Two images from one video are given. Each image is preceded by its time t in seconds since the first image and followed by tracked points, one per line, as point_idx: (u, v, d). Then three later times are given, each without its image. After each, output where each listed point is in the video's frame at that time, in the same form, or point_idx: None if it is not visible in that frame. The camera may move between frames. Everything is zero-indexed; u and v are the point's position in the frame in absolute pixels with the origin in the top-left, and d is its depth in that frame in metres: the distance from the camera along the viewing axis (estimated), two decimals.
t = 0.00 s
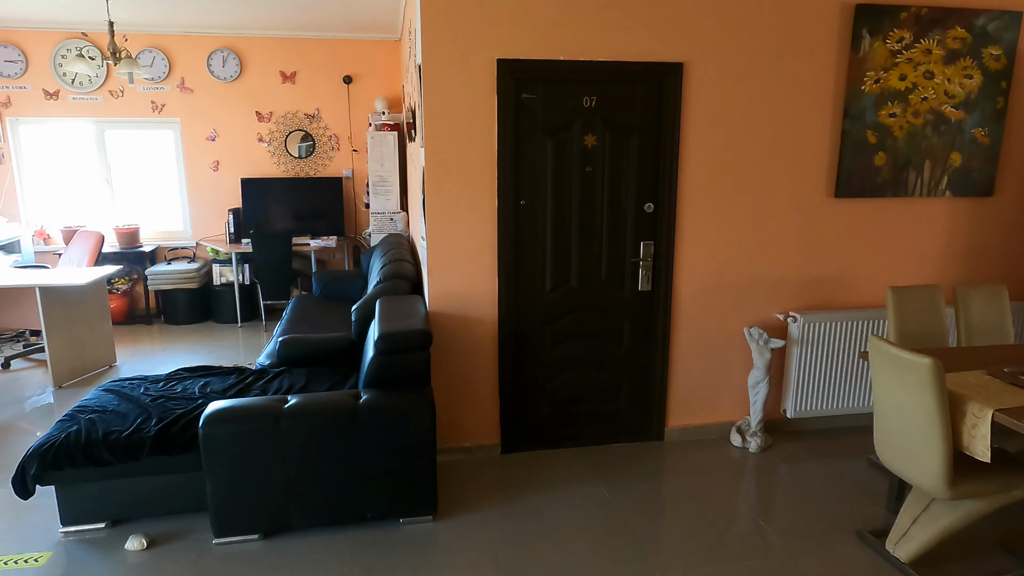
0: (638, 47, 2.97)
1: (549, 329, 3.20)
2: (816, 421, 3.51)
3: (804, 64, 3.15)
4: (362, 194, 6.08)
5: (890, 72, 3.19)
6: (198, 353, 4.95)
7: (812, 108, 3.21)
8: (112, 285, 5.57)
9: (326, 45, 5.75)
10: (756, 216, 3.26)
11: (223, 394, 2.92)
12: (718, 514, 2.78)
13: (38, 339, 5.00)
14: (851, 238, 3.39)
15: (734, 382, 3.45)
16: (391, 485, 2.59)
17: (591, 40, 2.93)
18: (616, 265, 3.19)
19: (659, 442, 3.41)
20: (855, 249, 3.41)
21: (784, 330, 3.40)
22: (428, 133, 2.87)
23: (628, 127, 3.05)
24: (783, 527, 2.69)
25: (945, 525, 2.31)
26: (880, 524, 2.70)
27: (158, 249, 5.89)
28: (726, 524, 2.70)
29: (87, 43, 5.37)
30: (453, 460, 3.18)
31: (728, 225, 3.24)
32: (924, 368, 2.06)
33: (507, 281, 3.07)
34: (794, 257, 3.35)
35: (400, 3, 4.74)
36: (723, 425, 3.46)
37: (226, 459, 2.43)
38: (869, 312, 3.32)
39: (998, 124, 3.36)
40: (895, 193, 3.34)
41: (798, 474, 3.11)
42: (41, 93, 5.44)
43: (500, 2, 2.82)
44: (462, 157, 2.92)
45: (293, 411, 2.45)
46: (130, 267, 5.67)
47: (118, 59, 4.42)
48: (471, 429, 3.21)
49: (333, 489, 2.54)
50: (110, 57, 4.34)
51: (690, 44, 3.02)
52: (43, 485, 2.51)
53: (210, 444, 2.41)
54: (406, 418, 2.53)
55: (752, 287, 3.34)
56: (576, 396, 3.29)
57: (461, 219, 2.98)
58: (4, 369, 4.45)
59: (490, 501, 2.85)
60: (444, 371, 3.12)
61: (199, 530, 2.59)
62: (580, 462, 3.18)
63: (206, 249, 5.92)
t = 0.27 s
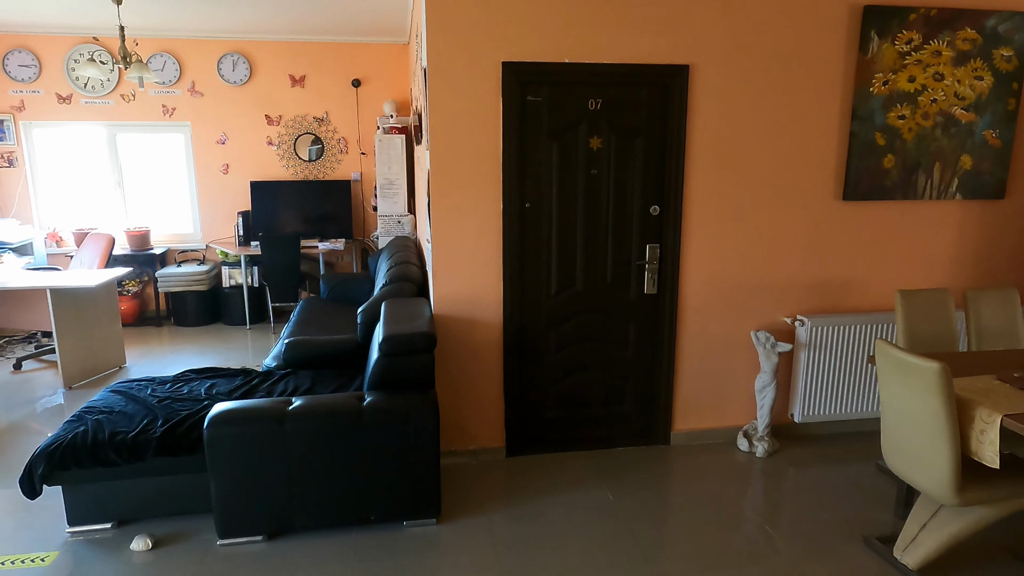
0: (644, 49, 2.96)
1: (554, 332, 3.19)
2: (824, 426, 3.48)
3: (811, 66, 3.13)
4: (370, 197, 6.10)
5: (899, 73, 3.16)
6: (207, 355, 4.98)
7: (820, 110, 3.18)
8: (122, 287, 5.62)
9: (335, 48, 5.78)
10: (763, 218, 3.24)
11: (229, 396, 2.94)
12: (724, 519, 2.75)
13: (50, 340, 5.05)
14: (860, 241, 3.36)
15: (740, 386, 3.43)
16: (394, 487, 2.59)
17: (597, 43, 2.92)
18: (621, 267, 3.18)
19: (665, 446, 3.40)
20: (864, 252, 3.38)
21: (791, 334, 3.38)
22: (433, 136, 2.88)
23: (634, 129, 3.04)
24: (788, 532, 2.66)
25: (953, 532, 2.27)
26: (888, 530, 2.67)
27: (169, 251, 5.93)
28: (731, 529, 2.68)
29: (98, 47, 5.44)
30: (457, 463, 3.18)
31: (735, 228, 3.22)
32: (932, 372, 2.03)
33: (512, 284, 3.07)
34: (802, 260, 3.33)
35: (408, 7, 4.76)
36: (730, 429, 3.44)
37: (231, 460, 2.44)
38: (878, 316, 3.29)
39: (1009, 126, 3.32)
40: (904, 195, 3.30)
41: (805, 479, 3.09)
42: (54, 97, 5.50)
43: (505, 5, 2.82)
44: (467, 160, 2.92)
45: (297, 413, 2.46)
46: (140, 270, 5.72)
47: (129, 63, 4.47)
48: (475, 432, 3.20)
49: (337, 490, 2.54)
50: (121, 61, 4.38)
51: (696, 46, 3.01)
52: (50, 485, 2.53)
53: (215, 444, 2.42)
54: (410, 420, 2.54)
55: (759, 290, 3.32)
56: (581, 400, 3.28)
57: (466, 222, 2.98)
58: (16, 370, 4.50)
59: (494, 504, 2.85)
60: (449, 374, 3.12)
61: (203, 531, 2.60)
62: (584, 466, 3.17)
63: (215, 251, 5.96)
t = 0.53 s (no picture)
0: (657, 52, 2.94)
1: (565, 338, 3.16)
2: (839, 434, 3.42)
3: (827, 69, 3.09)
4: (382, 201, 6.11)
5: (917, 77, 3.11)
6: (219, 358, 5.00)
7: (836, 114, 3.14)
8: (137, 290, 5.65)
9: (347, 53, 5.79)
10: (777, 224, 3.20)
11: (239, 400, 2.93)
12: (737, 529, 2.71)
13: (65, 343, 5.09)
14: (876, 247, 3.31)
15: (754, 393, 3.38)
16: (403, 494, 2.57)
17: (609, 46, 2.90)
18: (633, 273, 3.14)
19: (677, 454, 3.35)
20: (880, 258, 3.32)
21: (806, 341, 3.33)
22: (444, 140, 2.86)
23: (646, 133, 3.01)
24: (804, 543, 2.61)
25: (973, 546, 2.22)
26: (906, 542, 2.61)
27: (182, 255, 5.97)
28: (745, 539, 2.64)
29: (114, 52, 5.49)
30: (467, 469, 3.16)
31: (749, 233, 3.18)
32: (951, 382, 1.98)
33: (523, 289, 3.05)
34: (817, 267, 3.28)
35: (420, 11, 4.76)
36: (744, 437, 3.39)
37: (239, 466, 2.44)
38: (895, 323, 3.23)
39: None
40: (922, 200, 3.25)
41: (820, 489, 3.03)
42: (71, 102, 5.55)
43: (517, 9, 2.81)
44: (478, 164, 2.90)
45: (306, 418, 2.45)
46: (154, 273, 5.76)
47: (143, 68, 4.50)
48: (486, 438, 3.18)
49: (345, 497, 2.53)
50: (135, 66, 4.42)
51: (710, 50, 2.97)
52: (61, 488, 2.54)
53: (224, 450, 2.41)
54: (419, 427, 2.52)
55: (773, 296, 3.28)
56: (593, 406, 3.25)
57: (476, 226, 2.96)
58: (31, 372, 4.54)
59: (504, 511, 2.82)
60: (459, 379, 3.10)
61: (212, 536, 2.60)
62: (596, 473, 3.14)
63: (228, 255, 5.98)
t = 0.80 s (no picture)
0: (674, 55, 2.88)
1: (579, 345, 3.10)
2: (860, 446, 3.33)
3: (849, 72, 3.01)
4: (395, 205, 6.08)
5: (943, 79, 3.03)
6: (231, 362, 4.99)
7: (858, 118, 3.06)
8: (150, 293, 5.68)
9: (361, 57, 5.78)
10: (798, 230, 3.13)
11: (249, 407, 2.90)
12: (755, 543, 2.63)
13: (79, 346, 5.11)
14: (900, 254, 3.22)
15: (773, 403, 3.30)
16: (414, 504, 2.52)
17: (626, 49, 2.84)
18: (649, 280, 3.08)
19: (693, 465, 3.28)
20: (904, 265, 3.23)
21: (827, 350, 3.24)
22: (457, 144, 2.82)
23: (663, 137, 2.95)
24: (825, 559, 2.53)
25: (1004, 566, 2.13)
26: (932, 560, 2.52)
27: (196, 259, 5.98)
28: (764, 554, 2.56)
29: (128, 56, 5.51)
30: (479, 479, 3.11)
31: (768, 239, 3.11)
32: (983, 397, 1.90)
33: (536, 296, 2.99)
34: (838, 274, 3.20)
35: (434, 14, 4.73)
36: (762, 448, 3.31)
37: (248, 474, 2.40)
38: (919, 332, 3.14)
39: None
40: (948, 206, 3.16)
41: (841, 502, 2.95)
42: (87, 106, 5.58)
43: (532, 12, 2.76)
44: (491, 169, 2.86)
45: (316, 427, 2.41)
46: (167, 277, 5.77)
47: (157, 72, 4.51)
48: (498, 447, 3.13)
49: (354, 506, 2.48)
50: (149, 70, 4.42)
51: (728, 52, 2.91)
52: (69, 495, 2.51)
53: (233, 458, 2.38)
54: (430, 436, 2.47)
55: (793, 304, 3.20)
56: (607, 415, 3.18)
57: (489, 232, 2.91)
58: (45, 376, 4.56)
59: (515, 522, 2.76)
60: (471, 387, 3.05)
61: (221, 545, 2.56)
62: (610, 484, 3.07)
63: (241, 259, 5.98)
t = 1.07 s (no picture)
0: (689, 55, 2.81)
1: (590, 352, 3.03)
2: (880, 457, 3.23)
3: (870, 72, 2.93)
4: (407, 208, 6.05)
5: (968, 80, 2.93)
6: (240, 366, 4.97)
7: (879, 120, 2.97)
8: (161, 296, 5.68)
9: (373, 59, 5.76)
10: (816, 235, 3.04)
11: (254, 413, 2.86)
12: (771, 558, 2.55)
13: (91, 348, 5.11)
14: (922, 260, 3.12)
15: (789, 413, 3.21)
16: (420, 514, 2.46)
17: (640, 49, 2.78)
18: (662, 285, 3.01)
19: (707, 476, 3.20)
20: (926, 272, 3.14)
21: (846, 358, 3.15)
22: (467, 146, 2.77)
23: (678, 140, 2.88)
24: None
25: None
26: None
27: (207, 261, 5.97)
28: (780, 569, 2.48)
29: (138, 59, 5.52)
30: (487, 488, 3.04)
31: (785, 244, 3.03)
32: (1014, 411, 1.81)
33: (547, 301, 2.93)
34: (858, 280, 3.11)
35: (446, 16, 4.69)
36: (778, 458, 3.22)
37: (251, 482, 2.35)
38: (943, 341, 3.04)
39: None
40: (972, 211, 3.06)
41: (861, 516, 2.85)
42: (100, 109, 5.60)
43: (543, 11, 2.71)
44: (501, 172, 2.80)
45: (320, 434, 2.36)
46: (178, 279, 5.78)
47: (168, 75, 4.49)
48: (507, 456, 3.06)
49: (359, 516, 2.43)
50: (160, 73, 4.41)
51: (745, 52, 2.84)
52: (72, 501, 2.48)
53: (236, 465, 2.33)
54: (437, 445, 2.41)
55: (811, 311, 3.11)
56: (619, 424, 3.11)
57: (499, 236, 2.86)
58: (56, 378, 4.55)
59: (524, 533, 2.70)
60: (480, 394, 2.99)
61: (224, 554, 2.52)
62: (621, 495, 3.00)
63: (252, 262, 5.97)
